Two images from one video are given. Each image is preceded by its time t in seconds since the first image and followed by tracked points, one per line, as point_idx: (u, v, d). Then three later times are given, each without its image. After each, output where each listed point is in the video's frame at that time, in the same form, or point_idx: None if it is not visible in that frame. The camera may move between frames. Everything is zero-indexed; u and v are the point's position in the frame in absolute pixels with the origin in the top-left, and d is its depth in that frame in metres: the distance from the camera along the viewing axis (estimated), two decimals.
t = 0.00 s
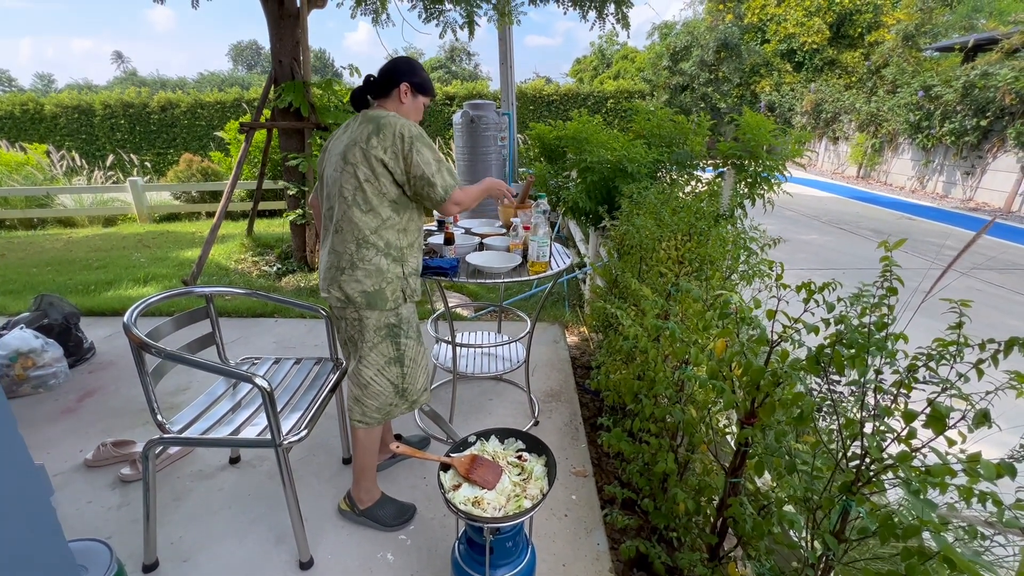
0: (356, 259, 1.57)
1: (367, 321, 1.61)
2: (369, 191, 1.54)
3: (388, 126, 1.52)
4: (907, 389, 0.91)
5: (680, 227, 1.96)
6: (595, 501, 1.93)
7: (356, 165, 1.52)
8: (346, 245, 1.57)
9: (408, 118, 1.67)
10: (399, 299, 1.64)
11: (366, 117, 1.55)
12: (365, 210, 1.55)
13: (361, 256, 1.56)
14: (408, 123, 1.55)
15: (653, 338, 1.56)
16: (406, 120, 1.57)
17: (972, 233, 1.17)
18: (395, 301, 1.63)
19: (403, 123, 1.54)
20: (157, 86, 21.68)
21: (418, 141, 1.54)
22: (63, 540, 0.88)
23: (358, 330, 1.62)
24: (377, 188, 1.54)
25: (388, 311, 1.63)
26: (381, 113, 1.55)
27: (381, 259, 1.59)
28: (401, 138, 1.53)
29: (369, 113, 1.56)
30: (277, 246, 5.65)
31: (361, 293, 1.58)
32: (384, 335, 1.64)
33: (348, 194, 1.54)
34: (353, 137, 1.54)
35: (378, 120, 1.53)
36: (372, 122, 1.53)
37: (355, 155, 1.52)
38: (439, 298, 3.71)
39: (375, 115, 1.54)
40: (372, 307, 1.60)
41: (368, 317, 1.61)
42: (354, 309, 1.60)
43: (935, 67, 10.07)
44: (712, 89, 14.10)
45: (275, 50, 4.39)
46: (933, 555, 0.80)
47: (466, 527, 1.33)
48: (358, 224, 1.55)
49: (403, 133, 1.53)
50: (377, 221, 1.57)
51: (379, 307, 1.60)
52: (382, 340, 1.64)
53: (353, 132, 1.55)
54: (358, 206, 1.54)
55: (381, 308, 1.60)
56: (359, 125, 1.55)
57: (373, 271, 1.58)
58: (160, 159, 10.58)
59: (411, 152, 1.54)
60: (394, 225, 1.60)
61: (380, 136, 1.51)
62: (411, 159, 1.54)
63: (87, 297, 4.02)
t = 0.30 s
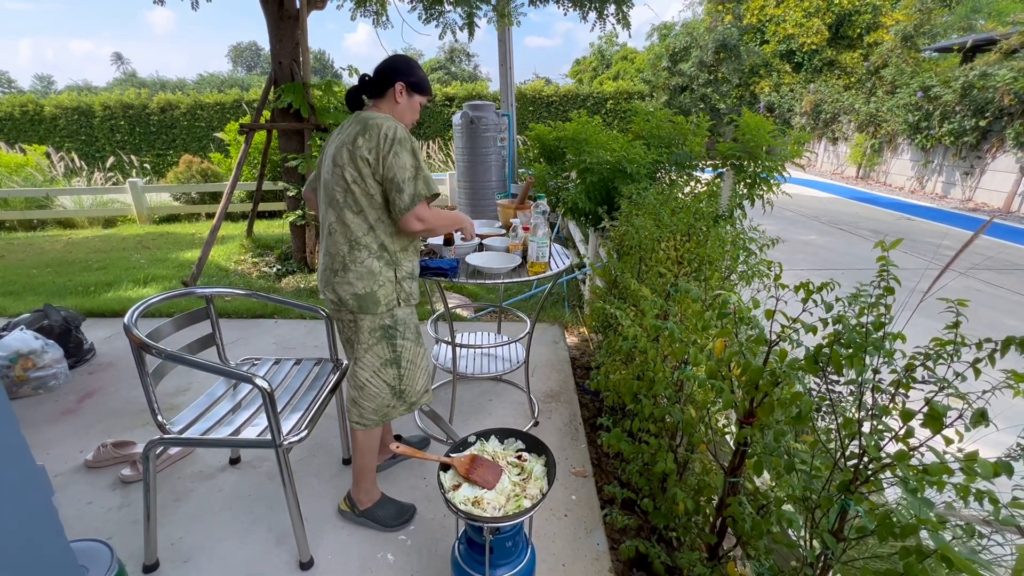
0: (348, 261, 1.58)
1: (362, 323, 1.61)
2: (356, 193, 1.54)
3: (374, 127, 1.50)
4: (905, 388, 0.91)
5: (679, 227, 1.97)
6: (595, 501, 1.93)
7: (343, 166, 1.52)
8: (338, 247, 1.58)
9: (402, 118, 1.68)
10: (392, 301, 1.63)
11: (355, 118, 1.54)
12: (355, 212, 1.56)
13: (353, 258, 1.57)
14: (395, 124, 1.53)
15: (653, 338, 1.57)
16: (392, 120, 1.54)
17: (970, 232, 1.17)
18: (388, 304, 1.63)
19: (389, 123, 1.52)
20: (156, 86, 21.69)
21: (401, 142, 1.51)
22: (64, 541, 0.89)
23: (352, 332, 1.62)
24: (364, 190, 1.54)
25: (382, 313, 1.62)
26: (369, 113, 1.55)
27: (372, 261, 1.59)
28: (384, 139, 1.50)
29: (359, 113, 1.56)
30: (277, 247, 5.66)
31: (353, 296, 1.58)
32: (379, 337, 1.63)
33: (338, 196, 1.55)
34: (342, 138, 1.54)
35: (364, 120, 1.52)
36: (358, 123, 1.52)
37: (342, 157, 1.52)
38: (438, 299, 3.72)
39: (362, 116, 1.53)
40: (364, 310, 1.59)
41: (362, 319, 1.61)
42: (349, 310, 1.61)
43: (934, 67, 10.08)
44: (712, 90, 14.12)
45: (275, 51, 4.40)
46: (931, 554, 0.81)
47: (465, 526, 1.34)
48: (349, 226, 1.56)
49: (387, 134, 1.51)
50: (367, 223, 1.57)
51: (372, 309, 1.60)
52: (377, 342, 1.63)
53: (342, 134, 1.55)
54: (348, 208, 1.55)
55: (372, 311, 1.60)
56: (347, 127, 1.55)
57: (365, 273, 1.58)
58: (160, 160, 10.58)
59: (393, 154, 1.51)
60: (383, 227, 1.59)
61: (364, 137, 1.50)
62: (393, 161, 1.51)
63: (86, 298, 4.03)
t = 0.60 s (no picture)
0: (340, 265, 1.59)
1: (353, 326, 1.61)
2: (347, 199, 1.54)
3: (365, 133, 1.48)
4: (907, 387, 0.91)
5: (680, 227, 1.98)
6: (596, 501, 1.93)
7: (335, 171, 1.52)
8: (330, 250, 1.59)
9: (396, 115, 1.63)
10: (384, 306, 1.62)
11: (349, 123, 1.53)
12: (347, 217, 1.56)
13: (344, 263, 1.57)
14: (387, 131, 1.51)
15: (654, 338, 1.57)
16: (385, 126, 1.53)
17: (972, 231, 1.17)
18: (378, 309, 1.61)
19: (380, 131, 1.50)
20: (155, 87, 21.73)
21: (393, 152, 1.50)
22: (67, 541, 0.89)
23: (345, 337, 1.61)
24: (355, 195, 1.54)
25: (373, 317, 1.61)
26: (363, 116, 1.54)
27: (363, 266, 1.58)
28: (376, 146, 1.49)
29: (354, 116, 1.55)
30: (277, 247, 5.66)
31: (343, 300, 1.59)
32: (372, 341, 1.62)
33: (330, 201, 1.56)
34: (335, 143, 1.53)
35: (357, 126, 1.50)
36: (351, 128, 1.51)
37: (334, 162, 1.52)
38: (439, 299, 3.71)
39: (356, 121, 1.51)
40: (355, 315, 1.59)
41: (354, 322, 1.60)
42: (340, 314, 1.62)
43: (934, 67, 10.07)
44: (712, 89, 14.12)
45: (275, 52, 4.40)
46: (933, 553, 0.81)
47: (467, 527, 1.34)
48: (340, 230, 1.56)
49: (379, 142, 1.48)
50: (359, 227, 1.57)
51: (363, 313, 1.59)
52: (369, 345, 1.62)
53: (335, 138, 1.54)
54: (340, 213, 1.56)
55: (363, 316, 1.59)
56: (340, 131, 1.54)
57: (355, 278, 1.58)
58: (160, 161, 10.60)
59: (384, 161, 1.49)
60: (374, 233, 1.58)
61: (356, 143, 1.49)
62: (382, 169, 1.49)
63: (87, 300, 4.03)
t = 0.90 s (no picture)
0: (326, 268, 1.57)
1: (339, 330, 1.59)
2: (333, 202, 1.53)
3: (351, 136, 1.47)
4: (909, 386, 0.91)
5: (680, 227, 1.97)
6: (597, 501, 1.93)
7: (322, 173, 1.51)
8: (317, 252, 1.58)
9: (392, 116, 1.59)
10: (369, 311, 1.59)
11: (339, 125, 1.53)
12: (333, 219, 1.54)
13: (329, 265, 1.56)
14: (373, 135, 1.48)
15: (654, 338, 1.57)
16: (374, 129, 1.50)
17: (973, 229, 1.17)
18: (362, 313, 1.58)
19: (366, 134, 1.47)
20: (155, 88, 21.71)
21: (378, 156, 1.46)
22: (68, 541, 0.89)
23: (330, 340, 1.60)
24: (340, 198, 1.52)
25: (357, 321, 1.58)
26: (353, 117, 1.52)
27: (348, 269, 1.55)
28: (359, 149, 1.46)
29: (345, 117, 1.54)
30: (278, 247, 5.67)
31: (327, 302, 1.57)
32: (356, 345, 1.60)
33: (318, 203, 1.55)
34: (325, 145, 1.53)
35: (345, 128, 1.49)
36: (340, 130, 1.49)
37: (321, 164, 1.51)
38: (439, 298, 3.71)
39: (346, 123, 1.50)
40: (338, 318, 1.57)
41: (339, 326, 1.58)
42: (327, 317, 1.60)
43: (934, 66, 10.07)
44: (711, 89, 14.12)
45: (275, 53, 4.40)
46: (935, 551, 0.80)
47: (468, 527, 1.34)
48: (326, 233, 1.55)
49: (364, 144, 1.46)
50: (345, 230, 1.55)
51: (346, 317, 1.57)
52: (354, 350, 1.60)
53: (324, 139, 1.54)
54: (326, 215, 1.55)
55: (346, 320, 1.57)
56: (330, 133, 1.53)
57: (339, 281, 1.55)
58: (161, 162, 10.61)
59: (368, 165, 1.46)
60: (360, 236, 1.56)
61: (342, 145, 1.48)
62: (364, 172, 1.46)
63: (87, 301, 4.03)
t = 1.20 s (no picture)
0: (315, 274, 1.56)
1: (329, 339, 1.56)
2: (317, 206, 1.51)
3: (329, 138, 1.43)
4: (908, 386, 0.91)
5: (680, 226, 1.97)
6: (597, 501, 1.93)
7: (308, 178, 1.50)
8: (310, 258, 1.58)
9: (383, 115, 1.51)
10: (356, 322, 1.54)
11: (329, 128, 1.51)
12: (319, 225, 1.53)
13: (316, 272, 1.54)
14: (347, 135, 1.41)
15: (654, 338, 1.56)
16: (354, 130, 1.43)
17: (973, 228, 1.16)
18: (351, 323, 1.54)
19: (341, 135, 1.41)
20: (153, 87, 21.68)
21: (345, 158, 1.38)
22: (66, 543, 0.89)
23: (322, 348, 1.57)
24: (323, 203, 1.49)
25: (347, 330, 1.54)
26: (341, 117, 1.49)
27: (330, 277, 1.52)
28: (333, 151, 1.41)
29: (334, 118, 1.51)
30: (277, 247, 5.67)
31: (316, 310, 1.56)
32: (348, 354, 1.56)
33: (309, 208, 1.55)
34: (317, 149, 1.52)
35: (328, 130, 1.45)
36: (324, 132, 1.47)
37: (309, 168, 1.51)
38: (438, 298, 3.71)
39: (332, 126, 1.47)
40: (326, 328, 1.55)
41: (329, 334, 1.56)
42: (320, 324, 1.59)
43: (933, 64, 10.07)
44: (711, 88, 14.13)
45: (273, 52, 4.39)
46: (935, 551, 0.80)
47: (467, 527, 1.34)
48: (314, 239, 1.54)
49: (337, 146, 1.40)
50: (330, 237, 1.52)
51: (334, 326, 1.54)
52: (345, 359, 1.56)
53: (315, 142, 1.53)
54: (313, 221, 1.54)
55: (333, 329, 1.54)
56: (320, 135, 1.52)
57: (324, 288, 1.53)
58: (160, 162, 10.61)
59: (337, 168, 1.39)
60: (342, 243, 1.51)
61: (321, 148, 1.44)
62: (333, 175, 1.39)
63: (86, 301, 4.03)
